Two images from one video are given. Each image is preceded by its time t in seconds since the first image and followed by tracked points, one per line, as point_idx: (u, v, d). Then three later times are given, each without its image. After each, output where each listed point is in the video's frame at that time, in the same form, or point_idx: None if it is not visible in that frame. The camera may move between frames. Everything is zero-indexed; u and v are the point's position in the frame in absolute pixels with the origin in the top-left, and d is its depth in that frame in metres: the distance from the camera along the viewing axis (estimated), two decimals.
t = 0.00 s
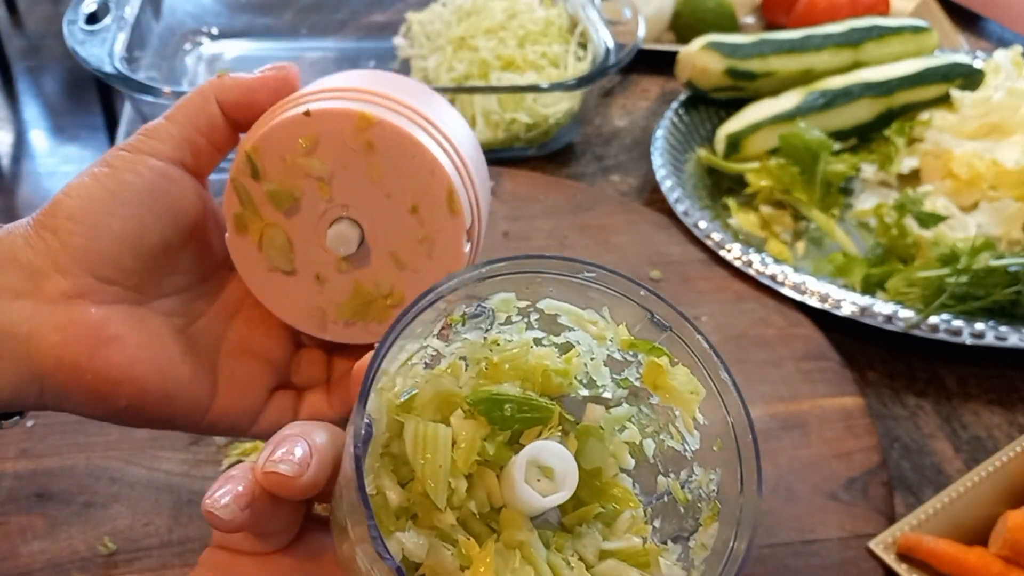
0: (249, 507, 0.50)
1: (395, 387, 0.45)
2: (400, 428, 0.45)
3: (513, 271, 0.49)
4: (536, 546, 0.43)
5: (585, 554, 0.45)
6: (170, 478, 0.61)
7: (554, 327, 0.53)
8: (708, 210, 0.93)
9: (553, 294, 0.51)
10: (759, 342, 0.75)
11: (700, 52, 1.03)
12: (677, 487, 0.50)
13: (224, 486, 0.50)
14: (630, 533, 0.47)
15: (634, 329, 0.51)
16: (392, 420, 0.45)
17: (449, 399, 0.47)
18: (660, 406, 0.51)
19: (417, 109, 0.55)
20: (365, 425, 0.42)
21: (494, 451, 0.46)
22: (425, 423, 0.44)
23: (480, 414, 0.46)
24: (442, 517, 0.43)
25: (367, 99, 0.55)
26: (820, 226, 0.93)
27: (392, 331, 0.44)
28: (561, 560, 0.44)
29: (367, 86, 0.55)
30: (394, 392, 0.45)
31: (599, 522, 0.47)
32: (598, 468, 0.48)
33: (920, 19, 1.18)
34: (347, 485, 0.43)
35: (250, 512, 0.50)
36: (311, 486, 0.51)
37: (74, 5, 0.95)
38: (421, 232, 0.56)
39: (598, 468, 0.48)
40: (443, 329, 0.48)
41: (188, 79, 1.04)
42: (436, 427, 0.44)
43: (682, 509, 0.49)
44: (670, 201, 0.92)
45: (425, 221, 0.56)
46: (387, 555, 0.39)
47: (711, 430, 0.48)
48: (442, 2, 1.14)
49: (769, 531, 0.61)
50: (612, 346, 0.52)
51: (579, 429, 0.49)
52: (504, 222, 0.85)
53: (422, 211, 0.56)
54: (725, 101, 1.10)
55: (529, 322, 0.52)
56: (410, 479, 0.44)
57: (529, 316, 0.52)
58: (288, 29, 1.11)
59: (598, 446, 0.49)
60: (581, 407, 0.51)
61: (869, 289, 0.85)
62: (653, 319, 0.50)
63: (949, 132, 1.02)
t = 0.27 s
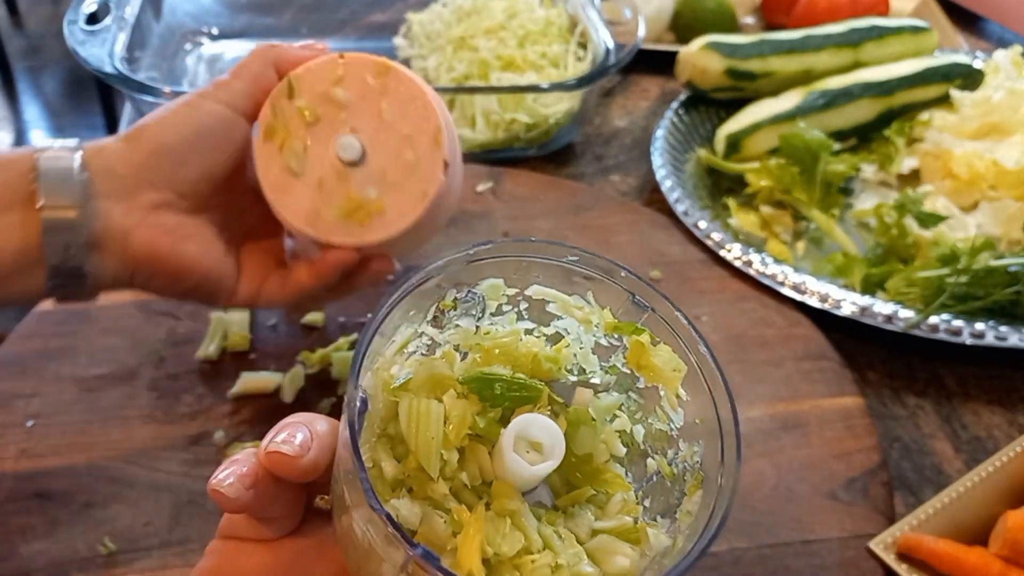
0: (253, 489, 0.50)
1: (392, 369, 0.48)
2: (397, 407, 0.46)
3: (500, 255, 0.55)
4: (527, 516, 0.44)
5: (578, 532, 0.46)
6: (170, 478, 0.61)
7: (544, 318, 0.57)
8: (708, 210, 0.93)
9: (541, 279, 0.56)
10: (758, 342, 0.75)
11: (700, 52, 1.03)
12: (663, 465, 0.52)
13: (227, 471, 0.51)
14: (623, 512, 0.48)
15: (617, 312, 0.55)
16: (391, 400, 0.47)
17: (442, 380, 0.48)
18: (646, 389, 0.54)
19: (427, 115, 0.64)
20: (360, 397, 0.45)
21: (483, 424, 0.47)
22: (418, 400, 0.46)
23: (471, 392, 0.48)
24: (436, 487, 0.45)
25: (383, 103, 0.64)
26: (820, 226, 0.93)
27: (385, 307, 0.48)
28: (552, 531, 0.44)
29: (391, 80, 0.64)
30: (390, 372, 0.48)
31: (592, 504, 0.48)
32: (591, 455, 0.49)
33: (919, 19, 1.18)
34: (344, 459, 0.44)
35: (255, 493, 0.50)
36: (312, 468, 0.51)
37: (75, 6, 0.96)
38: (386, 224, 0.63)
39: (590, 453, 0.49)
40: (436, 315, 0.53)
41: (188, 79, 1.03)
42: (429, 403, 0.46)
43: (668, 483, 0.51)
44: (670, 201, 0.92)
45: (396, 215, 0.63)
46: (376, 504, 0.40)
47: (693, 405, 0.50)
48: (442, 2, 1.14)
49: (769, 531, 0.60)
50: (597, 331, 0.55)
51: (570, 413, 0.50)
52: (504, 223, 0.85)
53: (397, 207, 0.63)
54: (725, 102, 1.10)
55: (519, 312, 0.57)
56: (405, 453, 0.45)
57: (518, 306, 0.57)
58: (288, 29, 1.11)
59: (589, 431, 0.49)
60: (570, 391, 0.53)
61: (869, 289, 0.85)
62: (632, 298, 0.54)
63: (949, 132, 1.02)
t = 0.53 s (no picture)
0: (288, 487, 0.51)
1: (417, 378, 0.48)
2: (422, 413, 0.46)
3: (523, 263, 0.53)
4: (549, 521, 0.44)
5: (604, 543, 0.46)
6: (170, 478, 0.61)
7: (571, 329, 0.56)
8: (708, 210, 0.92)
9: (565, 288, 0.55)
10: (758, 342, 0.75)
11: (700, 52, 1.03)
12: (690, 474, 0.51)
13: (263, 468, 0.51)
14: (650, 524, 0.48)
15: (642, 321, 0.54)
16: (416, 406, 0.46)
17: (467, 387, 0.47)
18: (672, 399, 0.53)
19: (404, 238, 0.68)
20: (385, 400, 0.45)
21: (505, 428, 0.47)
22: (442, 407, 0.46)
23: (495, 398, 0.47)
24: (458, 491, 0.44)
25: (383, 211, 0.69)
26: (820, 226, 0.93)
27: (409, 308, 0.48)
28: (574, 538, 0.44)
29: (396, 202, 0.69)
30: (416, 381, 0.48)
31: (620, 516, 0.48)
32: (618, 466, 0.49)
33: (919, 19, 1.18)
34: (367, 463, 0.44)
35: (289, 492, 0.50)
36: (347, 472, 0.51)
37: (75, 6, 0.96)
38: (300, 282, 0.67)
39: (618, 466, 0.49)
40: (462, 324, 0.53)
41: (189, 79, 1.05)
42: (451, 409, 0.46)
43: (693, 492, 0.50)
44: (670, 201, 0.92)
45: (313, 284, 0.67)
46: (393, 499, 0.40)
47: (718, 413, 0.50)
48: (442, 2, 1.14)
49: (769, 531, 0.60)
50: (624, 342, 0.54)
51: (597, 424, 0.50)
52: (503, 223, 0.85)
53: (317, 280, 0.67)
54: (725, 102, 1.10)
55: (546, 324, 0.56)
56: (429, 457, 0.45)
57: (544, 318, 0.56)
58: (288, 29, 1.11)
59: (617, 442, 0.49)
60: (596, 401, 0.53)
61: (869, 289, 0.85)
62: (656, 305, 0.53)
63: (949, 132, 1.02)
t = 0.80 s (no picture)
0: (301, 493, 0.50)
1: (425, 387, 0.48)
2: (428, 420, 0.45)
3: (531, 270, 0.54)
4: (557, 529, 0.43)
5: (613, 552, 0.44)
6: (170, 478, 0.61)
7: (580, 338, 0.56)
8: (708, 210, 0.92)
9: (574, 297, 0.55)
10: (759, 342, 0.75)
11: (700, 52, 1.03)
12: (700, 483, 0.50)
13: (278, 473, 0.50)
14: (662, 535, 0.46)
15: (648, 327, 0.54)
16: (423, 414, 0.46)
17: (475, 395, 0.46)
18: (682, 407, 0.52)
19: (425, 232, 0.70)
20: (391, 407, 0.44)
21: (512, 434, 0.46)
22: (448, 413, 0.45)
23: (503, 406, 0.46)
24: (464, 497, 0.43)
25: (414, 210, 0.71)
26: (820, 226, 0.93)
27: (414, 315, 0.48)
28: (581, 545, 0.43)
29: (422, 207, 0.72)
30: (423, 389, 0.47)
31: (630, 526, 0.46)
32: (627, 476, 0.47)
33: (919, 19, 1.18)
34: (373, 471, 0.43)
35: (303, 498, 0.49)
36: (359, 481, 0.50)
37: (74, 6, 0.96)
38: (323, 257, 0.69)
39: (628, 476, 0.47)
40: (470, 333, 0.52)
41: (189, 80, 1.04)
42: (457, 416, 0.45)
43: (702, 500, 0.49)
44: (670, 201, 0.92)
45: (334, 262, 0.69)
46: (397, 503, 0.40)
47: (728, 419, 0.49)
48: (442, 2, 1.14)
49: (769, 531, 0.60)
50: (632, 347, 0.54)
51: (606, 432, 0.48)
52: (504, 222, 0.85)
53: (338, 260, 0.69)
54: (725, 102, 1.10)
55: (556, 334, 0.56)
56: (436, 464, 0.44)
57: (554, 327, 0.56)
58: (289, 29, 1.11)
59: (628, 451, 0.47)
60: (605, 409, 0.51)
61: (869, 289, 0.85)
62: (663, 312, 0.53)
63: (949, 132, 1.02)
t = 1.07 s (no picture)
0: (302, 505, 0.50)
1: (423, 403, 0.47)
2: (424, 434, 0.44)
3: (528, 289, 0.53)
4: (550, 541, 0.41)
5: (605, 565, 0.42)
6: (170, 478, 0.61)
7: (574, 356, 0.54)
8: (708, 210, 0.92)
9: (569, 315, 0.53)
10: (759, 342, 0.75)
11: (700, 52, 1.03)
12: (690, 497, 0.48)
13: (279, 485, 0.51)
14: (653, 548, 0.44)
15: (642, 344, 0.53)
16: (421, 429, 0.44)
17: (471, 409, 0.45)
18: (675, 423, 0.50)
19: (425, 232, 0.70)
20: (388, 422, 0.43)
21: (506, 448, 0.44)
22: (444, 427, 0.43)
23: (498, 421, 0.45)
24: (459, 509, 0.41)
25: (414, 209, 0.71)
26: (820, 226, 0.93)
27: (415, 329, 0.48)
28: (574, 557, 0.41)
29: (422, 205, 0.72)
30: (420, 404, 0.46)
31: (622, 540, 0.44)
32: (620, 491, 0.45)
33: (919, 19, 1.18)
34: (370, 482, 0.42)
35: (303, 510, 0.50)
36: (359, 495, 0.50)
37: (75, 6, 0.96)
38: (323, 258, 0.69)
39: (620, 490, 0.45)
40: (467, 349, 0.51)
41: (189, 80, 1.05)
42: (454, 429, 0.43)
43: (693, 515, 0.47)
44: (670, 201, 0.92)
45: (334, 263, 0.69)
46: (392, 513, 0.39)
47: (717, 432, 0.48)
48: (442, 2, 1.14)
49: (769, 531, 0.60)
50: (624, 364, 0.52)
51: (599, 447, 0.46)
52: (504, 222, 0.85)
53: (338, 261, 0.69)
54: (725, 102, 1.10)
55: (551, 351, 0.54)
56: (431, 476, 0.42)
57: (549, 345, 0.54)
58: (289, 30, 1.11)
59: (621, 467, 0.45)
60: (598, 425, 0.49)
61: (869, 289, 0.85)
62: (655, 330, 0.52)
63: (949, 132, 1.02)
